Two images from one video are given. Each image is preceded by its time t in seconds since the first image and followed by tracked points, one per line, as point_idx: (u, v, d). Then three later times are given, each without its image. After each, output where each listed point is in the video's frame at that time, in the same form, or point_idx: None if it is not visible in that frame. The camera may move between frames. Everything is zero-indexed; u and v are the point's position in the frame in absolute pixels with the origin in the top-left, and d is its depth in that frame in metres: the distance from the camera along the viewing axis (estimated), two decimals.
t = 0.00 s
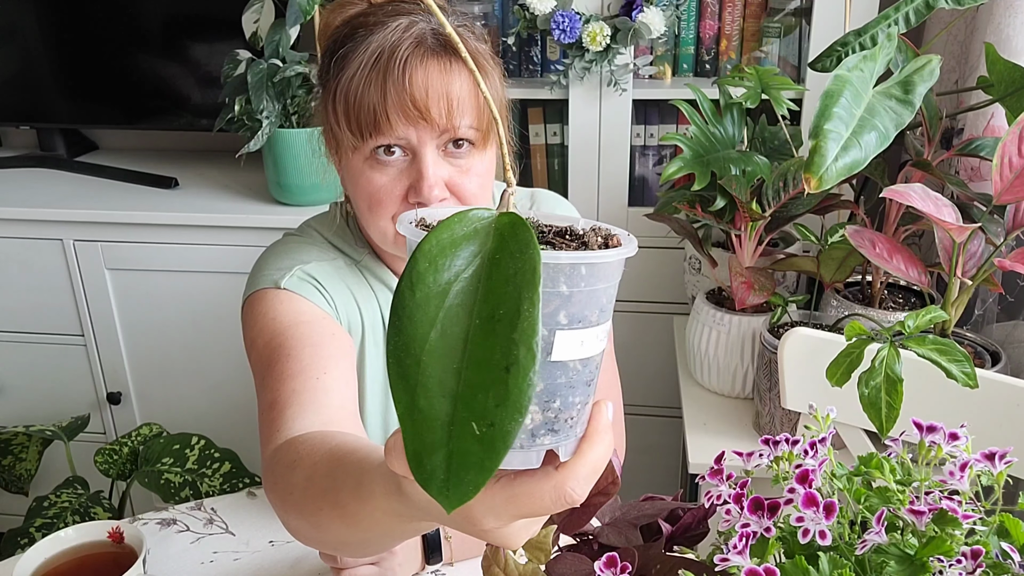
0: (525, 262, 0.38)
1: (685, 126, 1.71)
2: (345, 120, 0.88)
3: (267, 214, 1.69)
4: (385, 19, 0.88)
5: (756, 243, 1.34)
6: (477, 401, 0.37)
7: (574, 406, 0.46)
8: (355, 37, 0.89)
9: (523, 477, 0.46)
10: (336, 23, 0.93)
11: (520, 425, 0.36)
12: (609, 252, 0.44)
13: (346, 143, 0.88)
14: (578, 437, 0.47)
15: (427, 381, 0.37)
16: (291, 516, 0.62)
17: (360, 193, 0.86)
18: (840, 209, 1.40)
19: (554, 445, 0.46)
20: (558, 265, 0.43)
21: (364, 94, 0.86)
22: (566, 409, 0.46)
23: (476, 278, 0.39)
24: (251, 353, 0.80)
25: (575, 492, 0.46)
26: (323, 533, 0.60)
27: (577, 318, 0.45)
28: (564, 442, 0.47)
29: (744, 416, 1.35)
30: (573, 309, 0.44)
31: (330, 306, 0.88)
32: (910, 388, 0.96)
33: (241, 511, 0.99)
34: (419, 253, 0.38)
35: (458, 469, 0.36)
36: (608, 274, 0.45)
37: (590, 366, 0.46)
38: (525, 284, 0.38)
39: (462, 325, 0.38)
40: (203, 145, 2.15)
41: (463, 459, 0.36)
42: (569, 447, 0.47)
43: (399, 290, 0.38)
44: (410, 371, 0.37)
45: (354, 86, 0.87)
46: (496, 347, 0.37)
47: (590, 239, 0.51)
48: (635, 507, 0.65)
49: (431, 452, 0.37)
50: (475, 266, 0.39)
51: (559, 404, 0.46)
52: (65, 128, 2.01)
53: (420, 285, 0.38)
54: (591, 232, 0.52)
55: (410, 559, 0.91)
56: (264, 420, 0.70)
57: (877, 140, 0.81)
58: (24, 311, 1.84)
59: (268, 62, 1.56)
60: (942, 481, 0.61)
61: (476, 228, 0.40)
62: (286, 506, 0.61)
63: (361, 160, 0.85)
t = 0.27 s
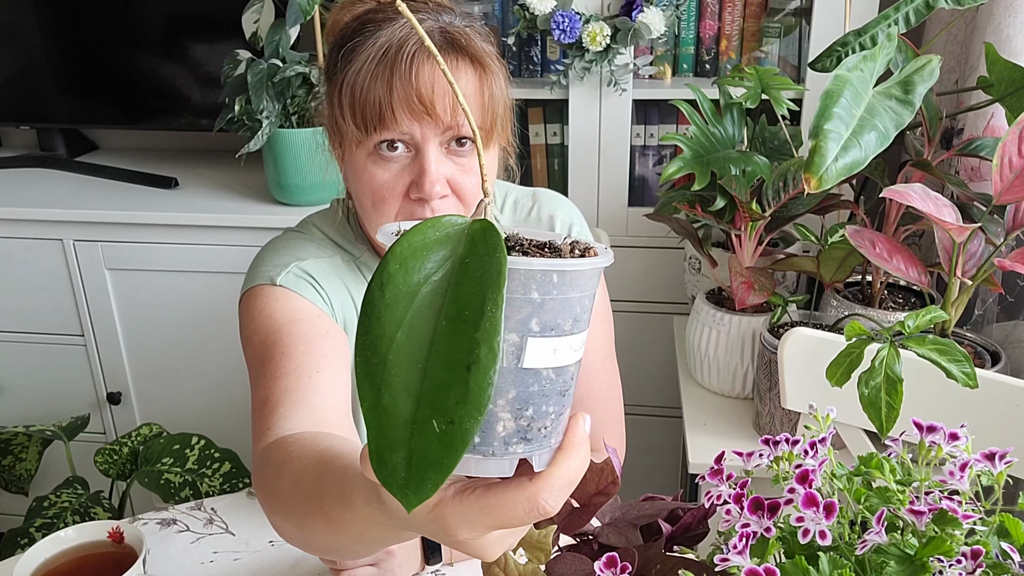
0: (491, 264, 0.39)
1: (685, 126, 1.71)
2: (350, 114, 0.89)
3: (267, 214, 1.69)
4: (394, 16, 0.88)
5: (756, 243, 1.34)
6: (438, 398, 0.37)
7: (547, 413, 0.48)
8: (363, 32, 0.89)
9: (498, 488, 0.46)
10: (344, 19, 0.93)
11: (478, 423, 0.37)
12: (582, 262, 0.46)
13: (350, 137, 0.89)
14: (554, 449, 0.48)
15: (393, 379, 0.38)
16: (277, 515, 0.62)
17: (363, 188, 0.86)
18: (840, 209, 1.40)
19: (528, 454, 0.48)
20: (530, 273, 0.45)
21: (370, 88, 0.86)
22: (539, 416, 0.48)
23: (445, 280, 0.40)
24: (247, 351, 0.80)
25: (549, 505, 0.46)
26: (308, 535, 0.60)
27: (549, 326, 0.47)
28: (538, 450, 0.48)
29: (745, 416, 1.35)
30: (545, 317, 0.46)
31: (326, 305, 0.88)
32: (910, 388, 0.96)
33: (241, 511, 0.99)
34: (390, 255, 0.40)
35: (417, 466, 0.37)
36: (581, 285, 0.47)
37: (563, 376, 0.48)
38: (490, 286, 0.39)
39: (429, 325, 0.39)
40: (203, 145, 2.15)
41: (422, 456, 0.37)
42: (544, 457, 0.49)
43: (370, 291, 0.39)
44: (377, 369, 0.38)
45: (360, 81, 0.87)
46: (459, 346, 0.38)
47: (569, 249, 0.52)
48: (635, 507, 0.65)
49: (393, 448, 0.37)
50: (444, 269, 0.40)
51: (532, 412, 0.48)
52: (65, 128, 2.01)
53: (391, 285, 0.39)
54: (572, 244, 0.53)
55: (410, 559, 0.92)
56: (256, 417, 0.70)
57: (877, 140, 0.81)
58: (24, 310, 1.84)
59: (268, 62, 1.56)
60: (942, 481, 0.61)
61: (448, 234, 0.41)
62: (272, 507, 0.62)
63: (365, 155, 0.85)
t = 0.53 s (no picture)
0: (473, 264, 0.39)
1: (685, 126, 1.71)
2: (353, 112, 0.88)
3: (267, 214, 1.69)
4: (399, 15, 0.88)
5: (756, 243, 1.34)
6: (416, 394, 0.37)
7: (530, 412, 0.48)
8: (368, 31, 0.89)
9: (477, 485, 0.47)
10: (349, 17, 0.93)
11: (455, 421, 0.37)
12: (567, 261, 0.46)
13: (352, 135, 0.89)
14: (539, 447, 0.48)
15: (373, 375, 0.38)
16: (270, 507, 0.63)
17: (363, 184, 0.86)
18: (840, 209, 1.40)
19: (510, 452, 0.49)
20: (514, 272, 0.44)
21: (373, 86, 0.86)
22: (522, 415, 0.48)
23: (427, 278, 0.40)
24: (246, 344, 0.81)
25: (531, 503, 0.47)
26: (299, 527, 0.61)
27: (533, 326, 0.46)
28: (519, 448, 0.49)
29: (745, 416, 1.35)
30: (529, 316, 0.46)
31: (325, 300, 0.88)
32: (910, 388, 0.96)
33: (241, 511, 0.99)
34: (373, 251, 0.39)
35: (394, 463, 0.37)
36: (566, 285, 0.47)
37: (546, 375, 0.48)
38: (470, 285, 0.39)
39: (410, 322, 0.39)
40: (203, 145, 2.15)
41: (400, 453, 0.37)
42: (526, 455, 0.49)
43: (352, 287, 0.39)
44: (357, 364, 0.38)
45: (364, 80, 0.87)
46: (438, 344, 0.38)
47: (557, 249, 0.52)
48: (635, 507, 0.65)
49: (371, 445, 0.37)
50: (427, 266, 0.40)
51: (515, 411, 0.48)
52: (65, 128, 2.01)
53: (374, 281, 0.39)
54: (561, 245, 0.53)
55: (407, 560, 0.92)
56: (252, 411, 0.70)
57: (877, 140, 0.81)
58: (24, 311, 1.84)
59: (268, 62, 1.56)
60: (942, 481, 0.61)
61: (432, 231, 0.41)
62: (266, 498, 0.62)
63: (366, 153, 0.84)
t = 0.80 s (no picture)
0: (480, 273, 0.39)
1: (685, 126, 1.71)
2: (354, 114, 0.88)
3: (267, 214, 1.69)
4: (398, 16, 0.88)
5: (756, 243, 1.34)
6: (422, 405, 0.37)
7: (535, 421, 0.48)
8: (367, 33, 0.88)
9: (482, 492, 0.48)
10: (347, 18, 0.93)
11: (460, 431, 0.37)
12: (573, 270, 0.45)
13: (354, 138, 0.89)
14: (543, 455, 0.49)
15: (378, 383, 0.38)
16: (269, 509, 0.62)
17: (366, 186, 0.86)
18: (840, 209, 1.40)
19: (516, 461, 0.48)
20: (520, 280, 0.44)
21: (374, 89, 0.86)
22: (527, 424, 0.48)
23: (434, 286, 0.39)
24: (246, 342, 0.81)
25: (534, 511, 0.48)
26: (297, 531, 0.61)
27: (539, 333, 0.46)
28: (525, 457, 0.48)
29: (744, 416, 1.35)
30: (535, 325, 0.46)
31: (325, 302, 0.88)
32: (910, 388, 0.96)
33: (241, 511, 0.99)
34: (380, 260, 0.39)
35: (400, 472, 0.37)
36: (571, 293, 0.46)
37: (552, 384, 0.48)
38: (477, 294, 0.38)
39: (416, 331, 0.39)
40: (203, 145, 2.15)
41: (405, 460, 0.37)
42: (532, 464, 0.49)
43: (358, 295, 0.39)
44: (363, 372, 0.38)
45: (365, 83, 0.87)
46: (444, 354, 0.38)
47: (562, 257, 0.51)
48: (635, 507, 0.65)
49: (377, 453, 0.38)
50: (433, 274, 0.40)
51: (520, 420, 0.47)
52: (65, 128, 2.01)
53: (380, 289, 0.39)
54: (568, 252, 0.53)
55: (407, 561, 0.91)
56: (253, 412, 0.70)
57: (878, 140, 0.81)
58: (24, 311, 1.84)
59: (268, 62, 1.56)
60: (942, 481, 0.61)
61: (440, 238, 0.40)
62: (265, 501, 0.62)
63: (369, 156, 0.85)
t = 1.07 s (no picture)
0: (487, 302, 0.39)
1: (685, 126, 1.71)
2: (349, 126, 0.88)
3: (267, 214, 1.69)
4: (388, 24, 0.87)
5: (756, 243, 1.34)
6: (432, 438, 0.38)
7: (545, 441, 0.48)
8: (358, 43, 0.88)
9: (493, 512, 0.48)
10: (336, 26, 0.92)
11: (471, 465, 0.37)
12: (581, 291, 0.45)
13: (351, 149, 0.89)
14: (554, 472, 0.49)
15: (388, 414, 0.38)
16: (276, 517, 0.62)
17: (366, 197, 0.86)
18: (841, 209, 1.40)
19: (526, 481, 0.48)
20: (528, 304, 0.44)
21: (367, 100, 0.86)
22: (538, 444, 0.48)
23: (441, 314, 0.40)
24: (248, 346, 0.81)
25: (545, 529, 0.48)
26: (305, 539, 0.60)
27: (547, 355, 0.46)
28: (536, 476, 0.48)
29: (744, 417, 1.35)
30: (544, 347, 0.46)
31: (327, 305, 0.88)
32: (910, 388, 0.96)
33: (241, 511, 0.99)
34: (387, 289, 0.39)
35: (413, 504, 0.38)
36: (580, 314, 0.46)
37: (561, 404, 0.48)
38: (484, 324, 0.38)
39: (425, 362, 0.39)
40: (203, 145, 2.15)
41: (416, 493, 0.38)
42: (542, 482, 0.49)
43: (366, 324, 0.39)
44: (372, 404, 0.38)
45: (359, 93, 0.86)
46: (452, 385, 0.38)
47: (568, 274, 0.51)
48: (635, 507, 0.65)
49: (388, 484, 0.38)
50: (440, 302, 0.40)
51: (530, 440, 0.47)
52: (65, 128, 2.01)
53: (388, 318, 0.39)
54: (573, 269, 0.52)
55: (407, 562, 0.90)
56: (255, 418, 0.70)
57: (877, 140, 0.81)
58: (24, 311, 1.84)
59: (268, 62, 1.56)
60: (942, 481, 0.61)
61: (446, 265, 0.41)
62: (271, 509, 0.62)
63: (367, 166, 0.85)
